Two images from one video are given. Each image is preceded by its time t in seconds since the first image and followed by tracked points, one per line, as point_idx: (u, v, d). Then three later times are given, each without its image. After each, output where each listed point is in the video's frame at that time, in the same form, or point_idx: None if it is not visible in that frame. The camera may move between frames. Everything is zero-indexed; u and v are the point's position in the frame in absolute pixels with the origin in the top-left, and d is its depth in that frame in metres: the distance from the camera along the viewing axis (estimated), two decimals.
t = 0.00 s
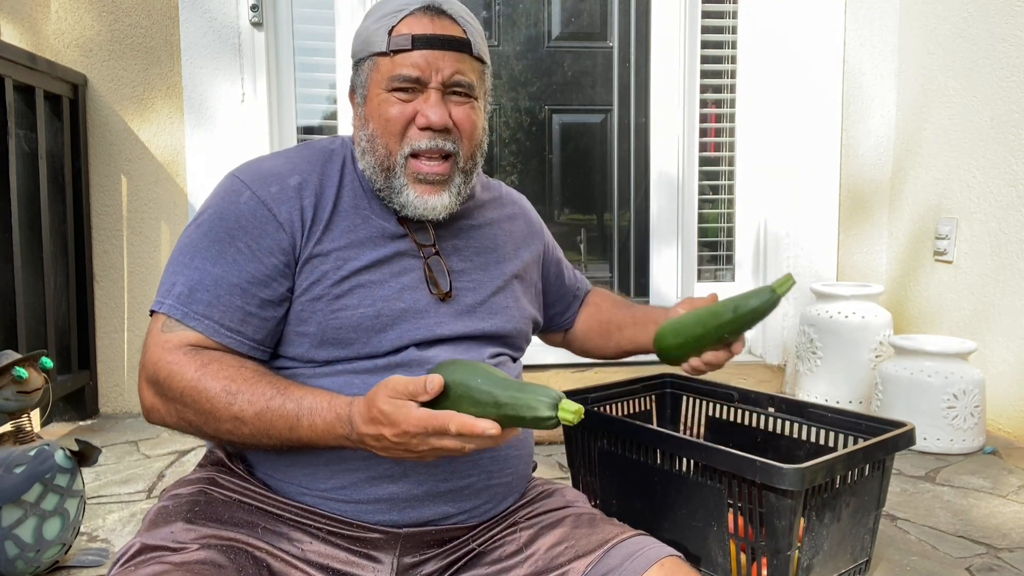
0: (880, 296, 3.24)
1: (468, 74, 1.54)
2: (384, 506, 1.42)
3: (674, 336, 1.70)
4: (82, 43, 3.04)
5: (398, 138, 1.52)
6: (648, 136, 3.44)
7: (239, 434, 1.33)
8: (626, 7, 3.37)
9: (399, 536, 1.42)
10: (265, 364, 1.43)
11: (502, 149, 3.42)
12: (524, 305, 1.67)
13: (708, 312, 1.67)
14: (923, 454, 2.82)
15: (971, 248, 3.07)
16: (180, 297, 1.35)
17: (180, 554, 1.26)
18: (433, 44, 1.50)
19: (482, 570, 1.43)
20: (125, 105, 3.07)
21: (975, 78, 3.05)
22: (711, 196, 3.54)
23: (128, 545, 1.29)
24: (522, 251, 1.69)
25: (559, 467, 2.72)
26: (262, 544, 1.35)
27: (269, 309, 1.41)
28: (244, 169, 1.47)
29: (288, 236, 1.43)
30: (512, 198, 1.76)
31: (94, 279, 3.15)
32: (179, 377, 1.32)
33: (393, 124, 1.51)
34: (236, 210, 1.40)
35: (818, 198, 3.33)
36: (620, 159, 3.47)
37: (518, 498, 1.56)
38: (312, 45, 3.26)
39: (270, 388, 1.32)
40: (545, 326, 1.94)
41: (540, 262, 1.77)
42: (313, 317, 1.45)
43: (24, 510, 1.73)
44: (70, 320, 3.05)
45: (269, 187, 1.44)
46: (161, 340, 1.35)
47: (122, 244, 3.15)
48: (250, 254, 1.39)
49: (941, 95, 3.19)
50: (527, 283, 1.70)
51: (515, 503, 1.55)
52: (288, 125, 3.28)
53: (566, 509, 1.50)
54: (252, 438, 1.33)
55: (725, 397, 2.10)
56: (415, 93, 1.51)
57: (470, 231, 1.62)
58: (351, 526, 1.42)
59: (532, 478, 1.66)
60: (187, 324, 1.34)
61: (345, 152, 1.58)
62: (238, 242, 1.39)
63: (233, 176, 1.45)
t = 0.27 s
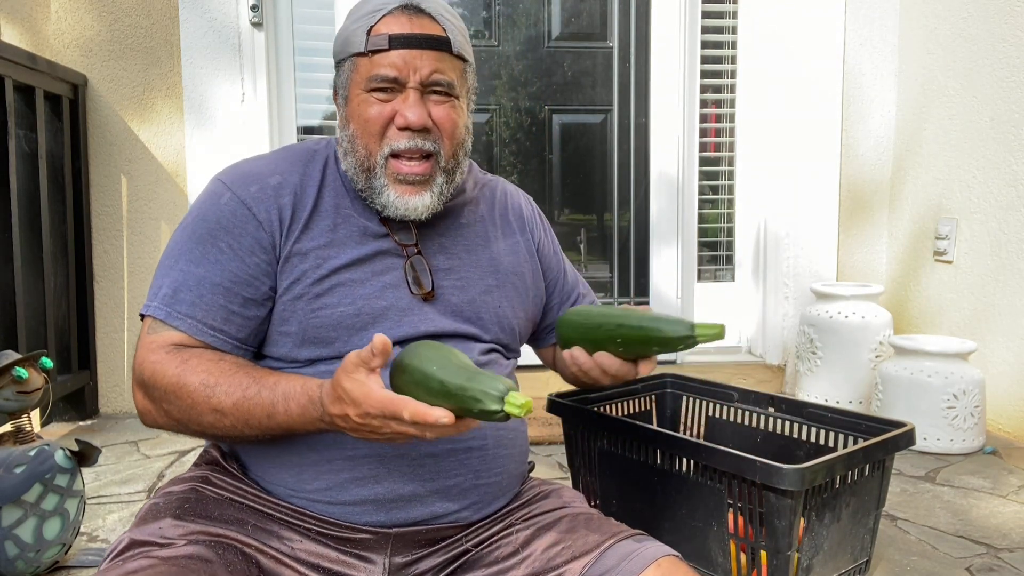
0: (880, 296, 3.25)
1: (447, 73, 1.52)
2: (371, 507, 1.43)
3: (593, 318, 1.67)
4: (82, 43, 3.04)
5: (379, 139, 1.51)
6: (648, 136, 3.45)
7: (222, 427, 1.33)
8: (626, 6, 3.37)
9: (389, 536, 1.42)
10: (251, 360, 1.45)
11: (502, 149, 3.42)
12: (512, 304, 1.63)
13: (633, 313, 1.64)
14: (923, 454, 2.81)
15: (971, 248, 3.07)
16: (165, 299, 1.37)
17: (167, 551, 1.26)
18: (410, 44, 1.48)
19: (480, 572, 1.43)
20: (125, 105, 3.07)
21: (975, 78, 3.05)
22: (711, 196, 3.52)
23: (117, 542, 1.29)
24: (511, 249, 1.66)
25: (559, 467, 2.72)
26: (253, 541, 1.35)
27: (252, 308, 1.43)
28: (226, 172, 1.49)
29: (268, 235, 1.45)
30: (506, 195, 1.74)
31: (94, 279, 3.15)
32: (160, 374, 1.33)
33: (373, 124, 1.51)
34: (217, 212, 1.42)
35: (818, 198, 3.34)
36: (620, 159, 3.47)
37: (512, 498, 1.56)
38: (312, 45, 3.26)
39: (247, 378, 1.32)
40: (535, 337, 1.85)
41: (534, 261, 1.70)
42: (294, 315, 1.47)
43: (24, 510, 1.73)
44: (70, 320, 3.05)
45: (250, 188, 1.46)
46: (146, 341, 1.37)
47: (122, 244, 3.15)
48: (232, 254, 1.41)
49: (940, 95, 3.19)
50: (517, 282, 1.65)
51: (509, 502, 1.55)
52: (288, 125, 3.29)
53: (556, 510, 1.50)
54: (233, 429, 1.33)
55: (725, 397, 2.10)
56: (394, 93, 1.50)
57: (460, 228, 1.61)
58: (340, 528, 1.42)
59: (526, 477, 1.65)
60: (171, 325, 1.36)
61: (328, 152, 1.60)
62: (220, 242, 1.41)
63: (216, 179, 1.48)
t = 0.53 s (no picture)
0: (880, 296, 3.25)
1: (432, 74, 1.51)
2: (351, 512, 1.44)
3: (502, 341, 1.32)
4: (82, 43, 3.04)
5: (363, 142, 1.51)
6: (648, 136, 3.44)
7: (206, 429, 1.36)
8: (626, 6, 3.37)
9: (373, 539, 1.43)
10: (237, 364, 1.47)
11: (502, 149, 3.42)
12: (502, 307, 1.59)
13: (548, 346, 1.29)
14: (924, 454, 2.81)
15: (971, 248, 3.07)
16: (151, 305, 1.40)
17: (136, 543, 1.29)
18: (395, 44, 1.48)
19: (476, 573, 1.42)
20: (126, 105, 3.07)
21: (974, 78, 3.05)
22: (711, 196, 3.54)
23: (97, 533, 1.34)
24: (503, 253, 1.61)
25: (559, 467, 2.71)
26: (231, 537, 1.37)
27: (236, 314, 1.45)
28: (213, 177, 1.51)
29: (251, 241, 1.46)
30: (505, 189, 1.69)
31: (94, 279, 3.15)
32: (145, 378, 1.37)
33: (357, 127, 1.51)
34: (201, 218, 1.44)
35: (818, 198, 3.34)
36: (620, 159, 3.46)
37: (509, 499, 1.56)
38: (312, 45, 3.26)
39: (228, 380, 1.35)
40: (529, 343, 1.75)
41: (526, 260, 1.65)
42: (276, 321, 1.47)
43: (24, 510, 1.72)
44: (71, 320, 3.04)
45: (233, 193, 1.47)
46: (134, 346, 1.41)
47: (122, 244, 3.15)
48: (216, 261, 1.43)
49: (940, 95, 3.19)
50: (506, 284, 1.60)
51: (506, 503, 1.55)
52: (289, 125, 3.30)
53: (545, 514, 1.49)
54: (217, 431, 1.36)
55: (725, 397, 2.10)
56: (379, 95, 1.50)
57: (450, 230, 1.59)
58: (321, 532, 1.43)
59: (519, 479, 1.64)
60: (157, 331, 1.39)
61: (316, 155, 1.60)
62: (204, 248, 1.43)
63: (203, 185, 1.50)
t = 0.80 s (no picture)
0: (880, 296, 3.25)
1: (422, 74, 1.50)
2: (336, 520, 1.44)
3: (457, 353, 1.25)
4: (82, 43, 3.04)
5: (350, 141, 1.51)
6: (648, 136, 3.44)
7: (191, 438, 1.38)
8: (625, 6, 3.37)
9: (361, 545, 1.43)
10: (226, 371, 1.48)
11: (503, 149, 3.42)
12: (494, 311, 1.57)
13: (501, 370, 1.20)
14: (924, 454, 2.81)
15: (971, 248, 3.07)
16: (138, 313, 1.42)
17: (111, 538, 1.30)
18: (383, 43, 1.47)
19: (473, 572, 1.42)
20: (125, 105, 3.07)
21: (974, 77, 3.05)
22: (711, 196, 3.54)
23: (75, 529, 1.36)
24: (495, 255, 1.59)
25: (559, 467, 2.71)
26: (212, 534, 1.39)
27: (224, 321, 1.47)
28: (201, 182, 1.52)
29: (236, 249, 1.47)
30: (501, 188, 1.66)
31: (94, 279, 3.15)
32: (132, 388, 1.39)
33: (345, 126, 1.50)
34: (187, 225, 1.45)
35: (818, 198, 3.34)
36: (620, 160, 3.46)
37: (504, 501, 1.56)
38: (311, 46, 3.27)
39: (211, 390, 1.36)
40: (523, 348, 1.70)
41: (518, 261, 1.61)
42: (261, 329, 1.48)
43: (24, 510, 1.70)
44: (71, 320, 3.04)
45: (219, 200, 1.48)
46: (123, 356, 1.43)
47: (122, 244, 3.15)
48: (202, 269, 1.44)
49: (940, 95, 3.19)
50: (497, 286, 1.57)
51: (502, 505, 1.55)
52: (289, 125, 3.30)
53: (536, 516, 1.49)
54: (202, 440, 1.37)
55: (725, 397, 2.10)
56: (367, 94, 1.50)
57: (442, 232, 1.57)
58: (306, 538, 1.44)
59: (515, 481, 1.64)
60: (145, 340, 1.41)
61: (305, 157, 1.60)
62: (191, 256, 1.44)
63: (190, 191, 1.51)
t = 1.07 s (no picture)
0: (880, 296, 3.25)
1: (417, 74, 1.49)
2: (326, 530, 1.44)
3: (443, 369, 1.24)
4: (82, 43, 3.04)
5: (343, 142, 1.50)
6: (648, 136, 3.45)
7: (179, 449, 1.39)
8: (625, 6, 3.37)
9: (353, 553, 1.43)
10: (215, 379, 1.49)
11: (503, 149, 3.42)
12: (487, 317, 1.56)
13: (485, 392, 1.18)
14: (924, 454, 2.81)
15: (971, 248, 3.07)
16: (126, 319, 1.43)
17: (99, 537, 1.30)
18: (378, 41, 1.46)
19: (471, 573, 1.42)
20: (126, 106, 3.07)
21: (974, 77, 3.05)
22: (711, 196, 3.55)
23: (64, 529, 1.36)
24: (488, 261, 1.58)
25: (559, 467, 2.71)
26: (202, 534, 1.39)
27: (212, 327, 1.47)
28: (191, 185, 1.52)
29: (225, 255, 1.47)
30: (498, 190, 1.65)
31: (94, 279, 3.16)
32: (120, 399, 1.40)
33: (338, 127, 1.49)
34: (175, 230, 1.46)
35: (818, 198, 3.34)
36: (620, 160, 3.46)
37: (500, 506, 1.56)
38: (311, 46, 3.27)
39: (198, 402, 1.37)
40: (519, 354, 1.69)
41: (512, 266, 1.60)
42: (249, 338, 1.48)
43: (24, 510, 1.70)
44: (71, 321, 3.04)
45: (207, 205, 1.48)
46: (113, 365, 1.44)
47: (122, 244, 3.15)
48: (189, 275, 1.44)
49: (940, 94, 3.18)
50: (491, 292, 1.57)
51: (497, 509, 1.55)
52: (289, 125, 3.30)
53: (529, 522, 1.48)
54: (190, 451, 1.38)
55: (725, 397, 2.10)
56: (361, 94, 1.49)
57: (435, 236, 1.57)
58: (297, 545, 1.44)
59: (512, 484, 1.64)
60: (132, 348, 1.42)
61: (296, 160, 1.59)
62: (179, 262, 1.45)
63: (180, 194, 1.51)
